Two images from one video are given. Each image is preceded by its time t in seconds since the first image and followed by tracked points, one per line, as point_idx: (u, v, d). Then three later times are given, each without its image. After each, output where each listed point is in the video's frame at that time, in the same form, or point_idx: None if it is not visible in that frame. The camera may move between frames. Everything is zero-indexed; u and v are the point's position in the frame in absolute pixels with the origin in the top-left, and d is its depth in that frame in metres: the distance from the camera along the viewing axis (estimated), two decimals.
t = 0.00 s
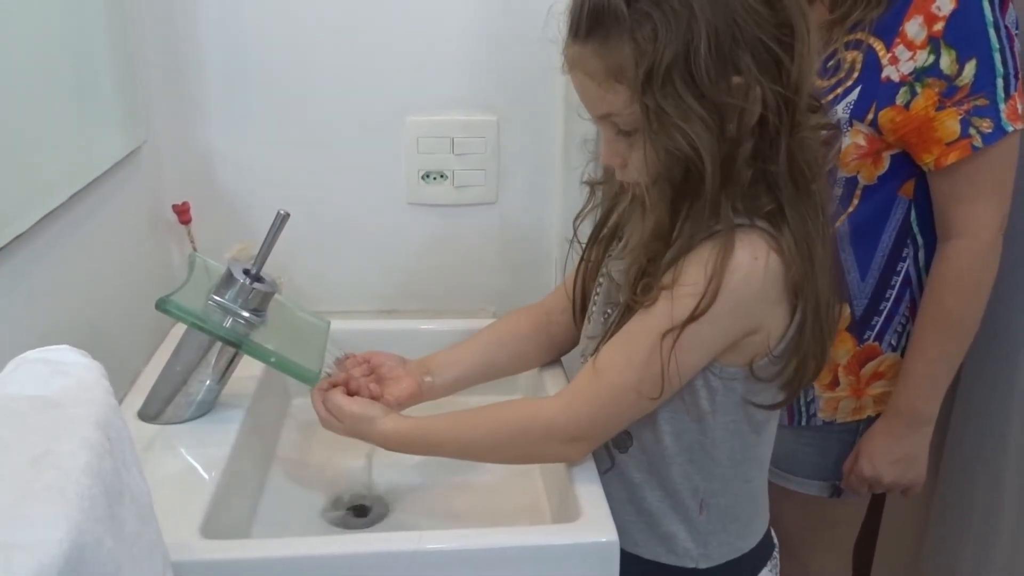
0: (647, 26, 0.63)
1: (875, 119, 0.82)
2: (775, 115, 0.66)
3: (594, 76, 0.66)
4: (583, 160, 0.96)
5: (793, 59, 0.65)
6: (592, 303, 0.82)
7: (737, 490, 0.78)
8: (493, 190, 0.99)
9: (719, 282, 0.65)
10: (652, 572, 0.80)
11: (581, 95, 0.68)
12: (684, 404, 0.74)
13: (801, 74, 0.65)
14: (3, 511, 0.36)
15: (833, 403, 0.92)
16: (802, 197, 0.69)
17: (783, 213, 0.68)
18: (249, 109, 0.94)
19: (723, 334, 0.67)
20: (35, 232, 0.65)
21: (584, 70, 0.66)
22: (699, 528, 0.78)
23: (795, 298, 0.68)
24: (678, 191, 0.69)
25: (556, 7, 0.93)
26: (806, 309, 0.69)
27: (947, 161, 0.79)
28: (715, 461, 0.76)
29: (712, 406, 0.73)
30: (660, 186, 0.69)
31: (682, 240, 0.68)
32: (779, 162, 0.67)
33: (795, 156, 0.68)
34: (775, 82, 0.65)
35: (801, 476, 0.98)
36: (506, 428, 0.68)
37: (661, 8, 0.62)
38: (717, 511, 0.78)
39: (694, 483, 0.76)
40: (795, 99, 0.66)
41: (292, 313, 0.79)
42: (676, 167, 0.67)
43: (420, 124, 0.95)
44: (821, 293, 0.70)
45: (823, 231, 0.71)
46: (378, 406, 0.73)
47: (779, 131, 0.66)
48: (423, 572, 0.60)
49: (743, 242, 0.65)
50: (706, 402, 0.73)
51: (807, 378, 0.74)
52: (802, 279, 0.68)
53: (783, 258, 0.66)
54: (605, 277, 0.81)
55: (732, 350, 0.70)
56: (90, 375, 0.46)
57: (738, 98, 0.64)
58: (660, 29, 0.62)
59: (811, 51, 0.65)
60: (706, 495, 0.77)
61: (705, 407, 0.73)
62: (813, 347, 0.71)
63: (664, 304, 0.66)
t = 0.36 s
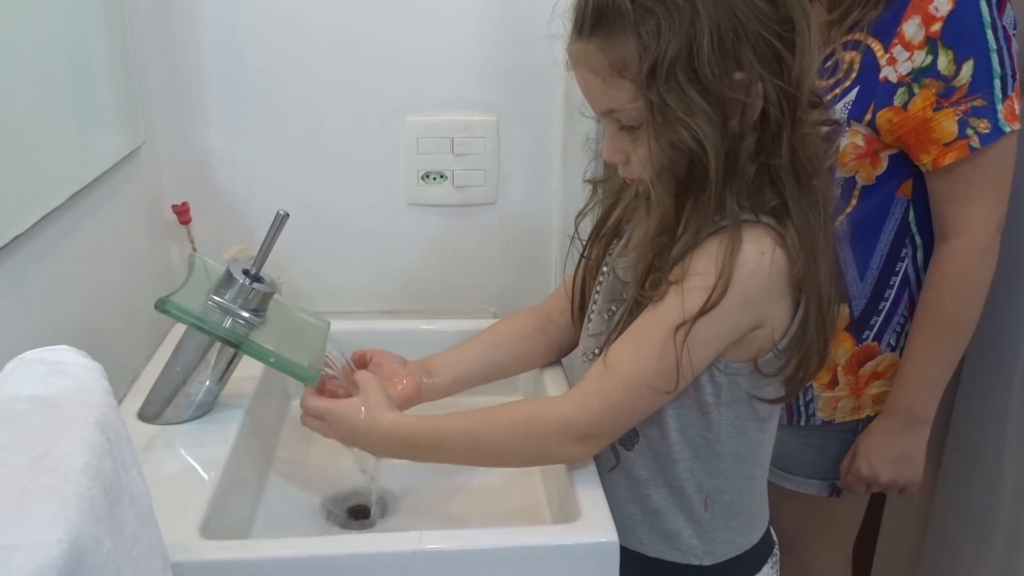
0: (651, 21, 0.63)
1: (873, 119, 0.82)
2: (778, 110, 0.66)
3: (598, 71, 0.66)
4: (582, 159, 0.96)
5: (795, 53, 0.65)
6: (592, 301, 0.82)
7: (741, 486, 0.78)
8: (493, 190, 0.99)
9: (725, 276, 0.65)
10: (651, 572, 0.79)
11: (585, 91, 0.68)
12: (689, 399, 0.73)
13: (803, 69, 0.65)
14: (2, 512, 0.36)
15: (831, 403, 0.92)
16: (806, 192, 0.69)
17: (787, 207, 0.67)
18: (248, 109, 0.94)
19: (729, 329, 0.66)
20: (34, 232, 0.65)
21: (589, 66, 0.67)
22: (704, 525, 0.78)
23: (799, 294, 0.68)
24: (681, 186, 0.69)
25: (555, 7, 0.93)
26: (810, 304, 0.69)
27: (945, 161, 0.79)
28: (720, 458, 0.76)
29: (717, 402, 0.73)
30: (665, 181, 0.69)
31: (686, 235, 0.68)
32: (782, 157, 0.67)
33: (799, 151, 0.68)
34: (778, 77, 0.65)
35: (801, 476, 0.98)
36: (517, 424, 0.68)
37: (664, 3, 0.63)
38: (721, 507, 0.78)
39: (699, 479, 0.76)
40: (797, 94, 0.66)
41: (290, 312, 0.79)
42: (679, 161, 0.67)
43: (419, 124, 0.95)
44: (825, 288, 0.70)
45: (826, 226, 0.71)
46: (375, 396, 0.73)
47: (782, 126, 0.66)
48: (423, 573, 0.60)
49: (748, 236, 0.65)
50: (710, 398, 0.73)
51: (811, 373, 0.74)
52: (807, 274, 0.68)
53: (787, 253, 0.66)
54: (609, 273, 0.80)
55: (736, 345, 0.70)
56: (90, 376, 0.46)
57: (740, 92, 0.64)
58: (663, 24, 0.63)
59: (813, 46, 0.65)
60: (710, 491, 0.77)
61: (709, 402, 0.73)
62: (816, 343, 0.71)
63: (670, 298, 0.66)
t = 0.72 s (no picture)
0: (650, 22, 0.63)
1: (871, 122, 0.81)
2: (777, 108, 0.66)
3: (599, 73, 0.66)
4: (582, 160, 0.96)
5: (794, 52, 0.65)
6: (594, 301, 0.82)
7: (745, 483, 0.78)
8: (493, 191, 0.99)
9: (730, 273, 0.65)
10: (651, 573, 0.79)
11: (586, 94, 0.68)
12: (694, 396, 0.73)
13: (802, 67, 0.65)
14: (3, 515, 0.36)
15: (830, 404, 0.92)
16: (807, 189, 0.69)
17: (788, 205, 0.67)
18: (248, 110, 0.94)
19: (733, 326, 0.66)
20: (34, 232, 0.65)
21: (590, 68, 0.67)
22: (708, 523, 0.78)
23: (802, 290, 0.68)
24: (683, 186, 0.69)
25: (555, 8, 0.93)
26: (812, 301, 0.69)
27: (943, 163, 0.79)
28: (724, 455, 0.76)
29: (721, 399, 0.73)
30: (667, 181, 0.69)
31: (688, 234, 0.68)
32: (783, 155, 0.67)
33: (799, 149, 0.68)
34: (777, 76, 0.65)
35: (800, 477, 0.98)
36: (527, 416, 0.68)
37: (664, 5, 0.63)
38: (725, 505, 0.78)
39: (703, 476, 0.76)
40: (796, 92, 0.66)
41: (289, 313, 0.79)
42: (681, 160, 0.67)
43: (419, 125, 0.95)
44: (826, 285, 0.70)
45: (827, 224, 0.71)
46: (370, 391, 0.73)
47: (782, 124, 0.66)
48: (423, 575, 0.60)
49: (751, 233, 0.66)
50: (714, 396, 0.73)
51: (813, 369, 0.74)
52: (809, 271, 0.68)
53: (790, 249, 0.66)
54: (611, 273, 0.80)
55: (739, 343, 0.70)
56: (90, 378, 0.46)
57: (741, 91, 0.65)
58: (663, 25, 0.63)
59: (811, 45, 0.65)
60: (714, 489, 0.77)
61: (713, 399, 0.73)
62: (818, 339, 0.71)
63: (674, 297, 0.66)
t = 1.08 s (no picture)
0: (645, 24, 0.64)
1: (872, 126, 0.81)
2: (772, 106, 0.66)
3: (595, 75, 0.66)
4: (582, 162, 0.96)
5: (787, 50, 0.65)
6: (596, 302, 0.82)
7: (750, 481, 0.78)
8: (493, 193, 0.99)
9: (735, 269, 0.65)
10: None
11: (584, 97, 0.69)
12: (700, 393, 0.73)
13: (796, 65, 0.66)
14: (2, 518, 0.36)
15: (834, 405, 0.92)
16: (806, 186, 0.69)
17: (789, 202, 0.67)
18: (249, 112, 0.94)
19: (738, 324, 0.66)
20: (35, 235, 0.65)
21: (586, 71, 0.67)
22: (714, 522, 0.77)
23: (805, 286, 0.68)
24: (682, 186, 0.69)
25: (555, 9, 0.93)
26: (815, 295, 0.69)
27: (944, 166, 0.79)
28: (729, 454, 0.76)
29: (727, 396, 0.73)
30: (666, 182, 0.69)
31: (689, 234, 0.68)
32: (780, 152, 0.67)
33: (796, 146, 0.68)
34: (771, 74, 0.65)
35: (801, 477, 0.98)
36: (538, 411, 0.67)
37: (657, 6, 0.63)
38: (731, 503, 0.78)
39: (710, 475, 0.76)
40: (790, 90, 0.66)
41: (290, 316, 0.79)
42: (679, 159, 0.67)
43: (420, 127, 0.95)
44: (828, 280, 0.70)
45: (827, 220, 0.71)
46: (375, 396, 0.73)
47: (777, 121, 0.66)
48: None
49: (752, 230, 0.66)
50: (721, 392, 0.73)
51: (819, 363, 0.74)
52: (811, 267, 0.68)
53: (793, 245, 0.66)
54: (615, 274, 0.80)
55: (745, 339, 0.70)
56: (91, 382, 0.46)
57: (736, 90, 0.64)
58: (657, 27, 0.63)
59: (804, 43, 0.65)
60: (720, 488, 0.77)
61: (720, 396, 0.73)
62: (821, 334, 0.72)
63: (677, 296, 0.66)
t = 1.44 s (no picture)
0: (650, 25, 0.64)
1: (874, 125, 0.81)
2: (775, 105, 0.66)
3: (600, 76, 0.66)
4: (582, 164, 0.96)
5: (789, 50, 0.65)
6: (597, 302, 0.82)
7: (753, 476, 0.78)
8: (494, 195, 0.99)
9: (743, 264, 0.65)
10: None
11: (588, 99, 0.68)
12: (705, 388, 0.73)
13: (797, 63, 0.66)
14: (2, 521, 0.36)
15: (841, 402, 0.91)
16: (809, 184, 0.69)
17: (792, 199, 0.68)
18: (249, 114, 0.94)
19: (743, 320, 0.66)
20: (35, 238, 0.65)
21: (590, 72, 0.67)
22: (718, 517, 0.77)
23: (808, 281, 0.69)
24: (685, 185, 0.69)
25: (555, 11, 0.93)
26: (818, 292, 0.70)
27: (947, 162, 0.79)
28: (733, 449, 0.76)
29: (732, 391, 0.73)
30: (671, 182, 0.69)
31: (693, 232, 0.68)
32: (783, 151, 0.67)
33: (798, 146, 0.68)
34: (774, 73, 0.65)
35: (810, 475, 0.98)
36: (540, 409, 0.67)
37: (662, 7, 0.63)
38: (735, 498, 0.78)
39: (714, 470, 0.76)
40: (793, 89, 0.66)
41: (290, 318, 0.79)
42: (684, 158, 0.67)
43: (421, 129, 0.95)
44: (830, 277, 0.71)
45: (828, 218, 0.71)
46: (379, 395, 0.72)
47: (780, 119, 0.67)
48: None
49: (758, 226, 0.66)
50: (726, 388, 0.73)
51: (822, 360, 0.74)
52: (814, 263, 0.68)
53: (798, 240, 0.67)
54: (616, 273, 0.80)
55: (750, 334, 0.70)
56: (91, 384, 0.46)
57: (741, 88, 0.65)
58: (662, 28, 0.63)
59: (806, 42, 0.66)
60: (723, 482, 0.77)
61: (724, 391, 0.73)
62: (824, 330, 0.72)
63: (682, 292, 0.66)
